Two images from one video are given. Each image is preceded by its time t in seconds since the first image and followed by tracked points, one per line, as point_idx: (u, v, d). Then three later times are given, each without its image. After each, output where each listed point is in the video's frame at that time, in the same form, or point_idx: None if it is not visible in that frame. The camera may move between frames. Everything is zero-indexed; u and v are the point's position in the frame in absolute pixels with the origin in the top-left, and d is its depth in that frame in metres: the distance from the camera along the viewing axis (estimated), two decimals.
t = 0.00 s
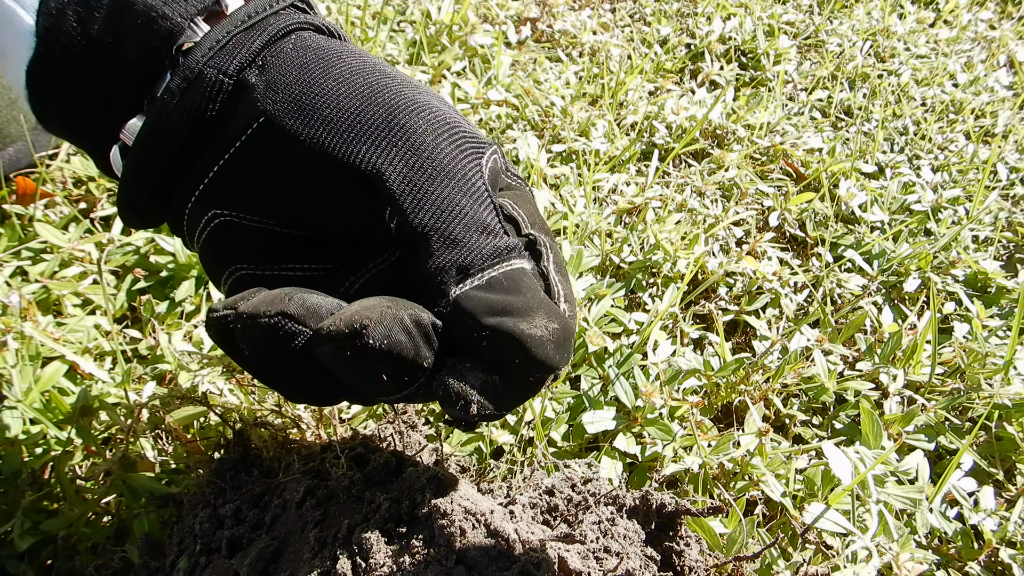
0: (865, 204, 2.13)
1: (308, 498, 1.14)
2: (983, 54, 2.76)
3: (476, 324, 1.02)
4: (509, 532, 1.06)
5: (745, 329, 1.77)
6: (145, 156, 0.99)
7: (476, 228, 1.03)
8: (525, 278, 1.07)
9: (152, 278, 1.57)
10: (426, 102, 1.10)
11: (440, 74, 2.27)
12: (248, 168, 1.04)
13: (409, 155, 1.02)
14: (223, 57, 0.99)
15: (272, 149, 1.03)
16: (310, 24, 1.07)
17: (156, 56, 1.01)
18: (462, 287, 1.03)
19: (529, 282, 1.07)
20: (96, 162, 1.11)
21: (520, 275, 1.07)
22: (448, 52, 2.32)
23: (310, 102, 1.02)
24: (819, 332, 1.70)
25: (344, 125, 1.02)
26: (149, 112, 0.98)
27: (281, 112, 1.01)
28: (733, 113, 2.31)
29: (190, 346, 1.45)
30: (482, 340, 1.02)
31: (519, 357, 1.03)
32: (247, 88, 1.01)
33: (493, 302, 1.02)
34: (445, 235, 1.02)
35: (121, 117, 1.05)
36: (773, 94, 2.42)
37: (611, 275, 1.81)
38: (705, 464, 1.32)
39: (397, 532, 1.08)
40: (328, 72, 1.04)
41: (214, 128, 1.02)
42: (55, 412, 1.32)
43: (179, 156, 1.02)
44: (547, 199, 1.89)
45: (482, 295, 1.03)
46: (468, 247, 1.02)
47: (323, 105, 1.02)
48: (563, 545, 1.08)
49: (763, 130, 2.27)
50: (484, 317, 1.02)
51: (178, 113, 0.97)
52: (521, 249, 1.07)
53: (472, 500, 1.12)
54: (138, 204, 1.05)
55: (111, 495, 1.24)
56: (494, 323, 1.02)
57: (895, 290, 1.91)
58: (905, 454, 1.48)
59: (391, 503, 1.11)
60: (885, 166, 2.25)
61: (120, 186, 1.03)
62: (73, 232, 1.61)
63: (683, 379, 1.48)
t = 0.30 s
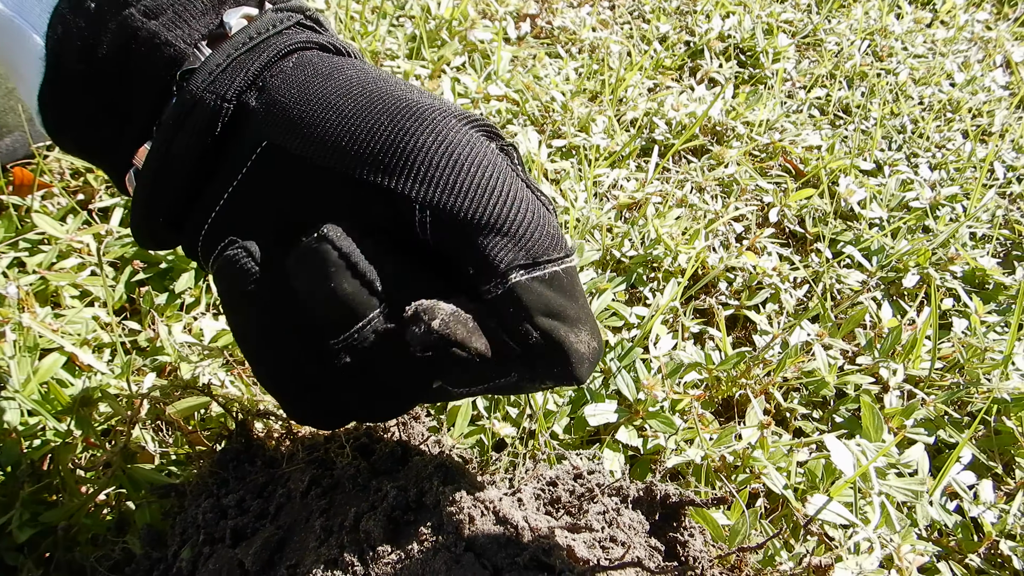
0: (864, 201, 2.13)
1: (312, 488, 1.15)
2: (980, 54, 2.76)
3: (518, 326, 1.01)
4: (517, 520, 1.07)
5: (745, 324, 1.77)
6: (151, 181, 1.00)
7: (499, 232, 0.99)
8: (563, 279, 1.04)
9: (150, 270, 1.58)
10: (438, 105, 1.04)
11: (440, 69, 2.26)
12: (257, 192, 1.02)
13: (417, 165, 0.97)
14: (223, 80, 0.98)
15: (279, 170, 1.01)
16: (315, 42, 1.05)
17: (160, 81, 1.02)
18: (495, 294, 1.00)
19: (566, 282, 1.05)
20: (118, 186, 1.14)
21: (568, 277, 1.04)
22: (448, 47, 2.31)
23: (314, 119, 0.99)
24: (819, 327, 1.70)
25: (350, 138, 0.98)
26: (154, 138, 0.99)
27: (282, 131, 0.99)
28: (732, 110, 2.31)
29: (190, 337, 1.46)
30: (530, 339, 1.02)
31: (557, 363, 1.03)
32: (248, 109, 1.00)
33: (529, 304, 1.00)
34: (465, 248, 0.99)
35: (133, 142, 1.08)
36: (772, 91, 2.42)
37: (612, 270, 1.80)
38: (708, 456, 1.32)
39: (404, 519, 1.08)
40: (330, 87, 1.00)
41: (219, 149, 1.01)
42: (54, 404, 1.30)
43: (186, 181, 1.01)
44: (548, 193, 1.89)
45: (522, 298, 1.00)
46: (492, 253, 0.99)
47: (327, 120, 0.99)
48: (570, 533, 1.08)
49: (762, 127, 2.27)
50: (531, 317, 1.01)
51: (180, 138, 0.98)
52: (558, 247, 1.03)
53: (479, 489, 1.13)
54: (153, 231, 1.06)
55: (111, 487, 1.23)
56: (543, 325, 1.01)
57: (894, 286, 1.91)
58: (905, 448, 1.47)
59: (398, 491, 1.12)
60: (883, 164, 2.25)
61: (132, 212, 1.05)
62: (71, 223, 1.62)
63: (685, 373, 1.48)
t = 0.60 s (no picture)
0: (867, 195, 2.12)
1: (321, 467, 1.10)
2: (981, 50, 2.76)
3: (533, 276, 0.98)
4: (531, 496, 1.08)
5: (749, 316, 1.77)
6: (167, 141, 1.05)
7: (516, 187, 1.00)
8: (581, 237, 1.02)
9: (155, 255, 1.61)
10: (462, 76, 1.08)
11: (442, 60, 2.25)
12: (273, 158, 1.07)
13: (440, 125, 1.01)
14: (248, 47, 1.02)
15: (296, 134, 1.06)
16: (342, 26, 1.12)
17: (185, 58, 1.02)
18: (513, 247, 0.99)
19: (583, 242, 1.03)
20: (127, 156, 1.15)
21: (584, 236, 1.03)
22: (450, 39, 2.30)
23: (339, 83, 1.03)
24: (823, 319, 1.70)
25: (373, 100, 1.03)
26: (174, 99, 1.04)
27: (305, 93, 1.03)
28: (735, 104, 2.30)
29: (194, 322, 1.50)
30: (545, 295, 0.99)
31: (573, 319, 1.00)
32: (270, 75, 1.04)
33: (546, 256, 0.98)
34: (481, 204, 1.01)
35: (151, 117, 1.08)
36: (775, 86, 2.40)
37: (616, 261, 1.80)
38: (713, 445, 1.33)
39: (418, 498, 1.05)
40: (352, 59, 1.06)
41: (238, 116, 1.06)
42: (59, 385, 1.35)
43: (202, 145, 1.07)
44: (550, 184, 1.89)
45: (539, 250, 0.98)
46: (510, 205, 0.99)
47: (351, 84, 1.03)
48: (580, 515, 1.08)
49: (765, 121, 2.26)
50: (547, 267, 0.98)
51: (201, 99, 1.02)
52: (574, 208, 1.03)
53: (493, 468, 1.14)
54: (160, 190, 1.11)
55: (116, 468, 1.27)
56: (561, 280, 0.98)
57: (897, 280, 1.90)
58: (910, 441, 1.48)
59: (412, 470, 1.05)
60: (885, 158, 2.24)
61: (142, 171, 1.09)
62: (74, 208, 1.64)
63: (690, 363, 1.48)
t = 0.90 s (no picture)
0: (880, 192, 2.06)
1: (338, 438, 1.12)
2: (994, 53, 2.72)
3: (568, 279, 1.02)
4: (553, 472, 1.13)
5: (760, 308, 1.76)
6: (191, 121, 1.05)
7: (556, 188, 1.04)
8: (612, 243, 1.06)
9: (167, 230, 1.68)
10: (498, 91, 1.14)
11: (455, 48, 2.24)
12: (300, 148, 1.10)
13: (484, 128, 1.06)
14: (289, 40, 1.05)
15: (330, 126, 1.08)
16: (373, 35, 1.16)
17: (215, 47, 1.05)
18: (552, 245, 1.02)
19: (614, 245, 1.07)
20: (127, 136, 1.14)
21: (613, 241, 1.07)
22: (464, 27, 2.28)
23: (383, 81, 1.07)
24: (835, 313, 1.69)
25: (417, 99, 1.06)
26: (205, 80, 1.04)
27: (347, 87, 1.06)
28: (749, 99, 2.26)
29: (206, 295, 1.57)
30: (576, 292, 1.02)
31: (600, 318, 1.04)
32: (307, 68, 1.07)
33: (583, 258, 1.01)
34: (522, 201, 1.04)
35: (166, 102, 1.09)
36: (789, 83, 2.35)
37: (629, 249, 1.79)
38: (725, 431, 1.35)
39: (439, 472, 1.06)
40: (390, 62, 1.10)
41: (266, 106, 1.08)
42: (72, 354, 1.40)
43: (225, 129, 1.08)
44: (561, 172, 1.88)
45: (575, 250, 1.01)
46: (553, 206, 1.03)
47: (394, 85, 1.07)
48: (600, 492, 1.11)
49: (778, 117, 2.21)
50: (582, 267, 1.02)
51: (236, 83, 1.03)
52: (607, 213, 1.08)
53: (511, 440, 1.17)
54: (167, 168, 1.10)
55: (128, 438, 1.32)
56: (592, 279, 1.02)
57: (909, 276, 1.87)
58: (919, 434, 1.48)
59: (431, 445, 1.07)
60: (898, 156, 2.19)
61: (154, 146, 1.07)
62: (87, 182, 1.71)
63: (701, 352, 1.49)
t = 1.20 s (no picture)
0: (886, 180, 2.01)
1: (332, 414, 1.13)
2: (1004, 45, 2.62)
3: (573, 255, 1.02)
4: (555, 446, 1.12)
5: (764, 295, 1.74)
6: (190, 76, 1.03)
7: (563, 165, 1.03)
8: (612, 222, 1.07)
9: (163, 207, 1.67)
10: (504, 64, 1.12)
11: (459, 29, 2.19)
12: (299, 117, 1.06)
13: (494, 102, 1.04)
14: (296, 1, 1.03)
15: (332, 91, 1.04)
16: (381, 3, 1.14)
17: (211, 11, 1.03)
18: (557, 221, 1.02)
19: (614, 223, 1.07)
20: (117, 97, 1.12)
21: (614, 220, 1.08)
22: (468, 9, 2.24)
23: (391, 46, 1.04)
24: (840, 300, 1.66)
25: (425, 66, 1.04)
26: (207, 36, 1.02)
27: (353, 52, 1.03)
28: (755, 84, 2.21)
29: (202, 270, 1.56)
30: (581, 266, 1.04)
31: (602, 294, 1.06)
32: (313, 31, 1.04)
33: (587, 234, 1.02)
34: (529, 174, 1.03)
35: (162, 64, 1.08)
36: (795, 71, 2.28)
37: (631, 233, 1.76)
38: (727, 416, 1.33)
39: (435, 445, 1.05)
40: (399, 28, 1.07)
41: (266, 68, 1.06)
42: (63, 328, 1.40)
43: (223, 90, 1.05)
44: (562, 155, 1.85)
45: (580, 225, 1.02)
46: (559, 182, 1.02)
47: (402, 51, 1.04)
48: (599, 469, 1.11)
49: (785, 103, 2.15)
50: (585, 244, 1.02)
51: (239, 41, 1.01)
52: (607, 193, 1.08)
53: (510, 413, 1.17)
54: (162, 125, 1.07)
55: (118, 416, 1.33)
56: (596, 259, 1.03)
57: (915, 265, 1.82)
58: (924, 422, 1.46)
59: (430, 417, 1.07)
60: (905, 146, 2.12)
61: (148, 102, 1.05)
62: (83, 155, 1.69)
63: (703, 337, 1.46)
